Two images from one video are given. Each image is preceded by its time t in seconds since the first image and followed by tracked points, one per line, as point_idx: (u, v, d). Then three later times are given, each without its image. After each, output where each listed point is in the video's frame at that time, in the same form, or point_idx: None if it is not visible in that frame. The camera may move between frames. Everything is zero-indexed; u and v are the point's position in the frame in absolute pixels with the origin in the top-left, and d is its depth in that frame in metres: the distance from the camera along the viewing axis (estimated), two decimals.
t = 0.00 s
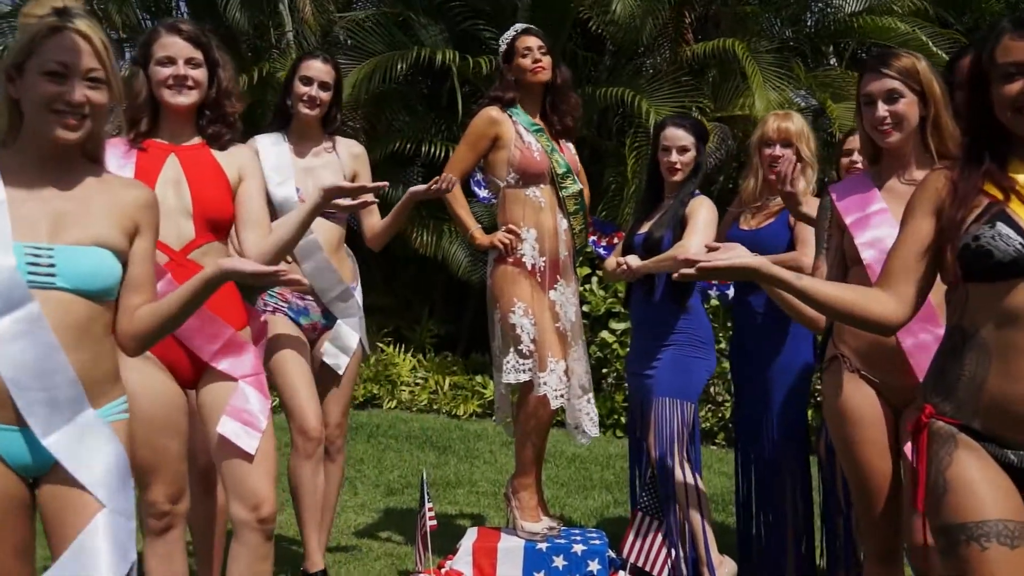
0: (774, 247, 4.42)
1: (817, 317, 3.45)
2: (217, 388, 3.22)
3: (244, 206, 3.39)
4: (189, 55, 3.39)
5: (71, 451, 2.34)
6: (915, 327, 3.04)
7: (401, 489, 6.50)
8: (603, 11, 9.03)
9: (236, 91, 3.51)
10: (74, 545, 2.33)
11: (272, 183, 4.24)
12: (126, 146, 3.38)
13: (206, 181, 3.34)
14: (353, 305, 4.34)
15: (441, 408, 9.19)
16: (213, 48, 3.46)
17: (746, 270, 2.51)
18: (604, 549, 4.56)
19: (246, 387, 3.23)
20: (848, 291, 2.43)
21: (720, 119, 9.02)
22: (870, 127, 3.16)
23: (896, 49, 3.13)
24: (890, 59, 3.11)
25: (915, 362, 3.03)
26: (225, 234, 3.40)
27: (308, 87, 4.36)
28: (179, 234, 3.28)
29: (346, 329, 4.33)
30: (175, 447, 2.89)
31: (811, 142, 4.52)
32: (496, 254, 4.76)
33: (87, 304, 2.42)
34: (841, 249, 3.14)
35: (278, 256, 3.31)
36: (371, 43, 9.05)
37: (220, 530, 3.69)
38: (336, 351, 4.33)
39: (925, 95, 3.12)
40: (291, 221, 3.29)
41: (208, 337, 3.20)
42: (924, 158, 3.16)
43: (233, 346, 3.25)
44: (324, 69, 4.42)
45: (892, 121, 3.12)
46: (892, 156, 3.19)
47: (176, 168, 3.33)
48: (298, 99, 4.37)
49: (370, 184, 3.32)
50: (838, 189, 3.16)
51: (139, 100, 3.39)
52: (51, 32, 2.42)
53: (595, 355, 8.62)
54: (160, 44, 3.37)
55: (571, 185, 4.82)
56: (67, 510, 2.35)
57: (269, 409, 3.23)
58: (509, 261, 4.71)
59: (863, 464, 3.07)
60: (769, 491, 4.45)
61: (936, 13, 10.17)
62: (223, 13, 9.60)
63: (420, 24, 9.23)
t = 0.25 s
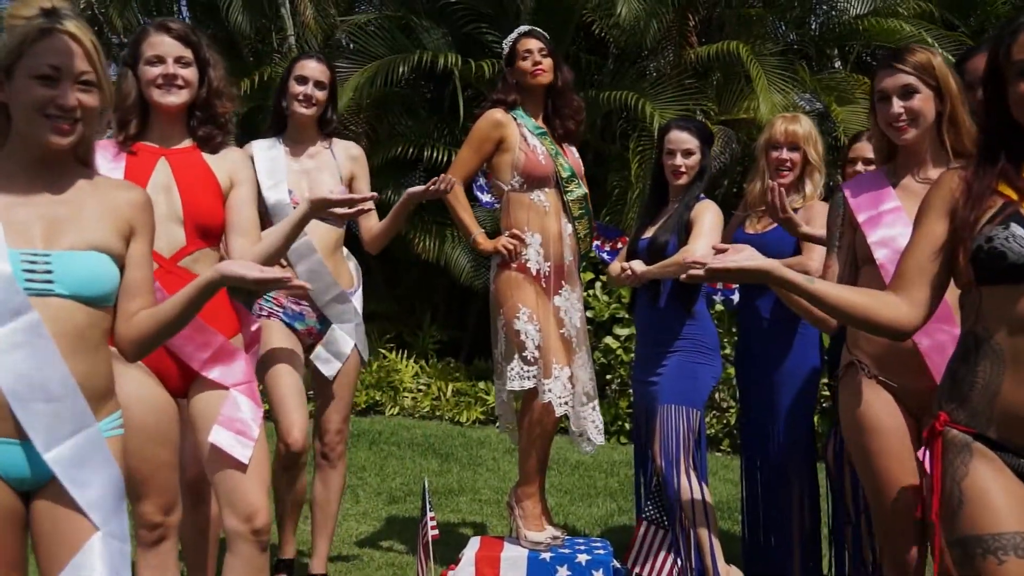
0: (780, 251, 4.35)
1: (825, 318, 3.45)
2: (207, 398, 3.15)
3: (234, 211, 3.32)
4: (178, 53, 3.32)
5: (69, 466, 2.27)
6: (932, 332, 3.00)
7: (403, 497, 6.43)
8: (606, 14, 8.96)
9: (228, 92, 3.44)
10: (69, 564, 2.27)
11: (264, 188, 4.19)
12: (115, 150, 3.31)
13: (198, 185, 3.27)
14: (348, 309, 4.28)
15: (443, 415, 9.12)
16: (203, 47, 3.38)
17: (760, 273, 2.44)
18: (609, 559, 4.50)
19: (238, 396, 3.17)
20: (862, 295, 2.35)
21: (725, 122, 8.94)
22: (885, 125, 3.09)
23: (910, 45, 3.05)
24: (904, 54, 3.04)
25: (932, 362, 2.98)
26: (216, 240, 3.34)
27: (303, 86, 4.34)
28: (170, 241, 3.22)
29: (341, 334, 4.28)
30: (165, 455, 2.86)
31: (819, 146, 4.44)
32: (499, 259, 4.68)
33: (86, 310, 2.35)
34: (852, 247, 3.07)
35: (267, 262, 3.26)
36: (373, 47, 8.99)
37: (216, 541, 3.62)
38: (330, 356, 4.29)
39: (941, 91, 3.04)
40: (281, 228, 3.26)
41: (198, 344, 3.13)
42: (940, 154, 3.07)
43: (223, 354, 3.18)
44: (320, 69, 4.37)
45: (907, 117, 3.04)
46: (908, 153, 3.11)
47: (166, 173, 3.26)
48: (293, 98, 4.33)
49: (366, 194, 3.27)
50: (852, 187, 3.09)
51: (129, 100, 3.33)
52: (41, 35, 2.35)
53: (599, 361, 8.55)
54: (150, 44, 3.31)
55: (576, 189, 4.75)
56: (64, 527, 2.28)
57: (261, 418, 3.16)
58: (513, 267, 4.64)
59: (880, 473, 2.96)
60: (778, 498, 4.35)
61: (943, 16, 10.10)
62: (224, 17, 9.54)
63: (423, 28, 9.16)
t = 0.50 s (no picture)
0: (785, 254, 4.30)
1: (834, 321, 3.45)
2: (198, 406, 3.10)
3: (225, 213, 3.27)
4: (168, 56, 3.25)
5: (59, 477, 2.22)
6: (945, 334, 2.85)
7: (403, 503, 6.38)
8: (607, 17, 8.90)
9: (218, 96, 3.40)
10: None
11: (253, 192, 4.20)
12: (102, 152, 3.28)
13: (187, 187, 3.22)
14: (337, 314, 4.26)
15: (444, 419, 9.07)
16: (194, 49, 3.32)
17: (771, 279, 2.36)
18: (611, 566, 4.44)
19: (229, 403, 3.11)
20: (875, 300, 2.32)
21: (727, 125, 8.88)
22: (899, 124, 3.00)
23: (926, 42, 2.96)
24: (921, 51, 2.93)
25: (947, 367, 2.82)
26: (207, 241, 3.30)
27: (296, 84, 4.28)
28: (158, 243, 3.19)
29: (331, 339, 4.24)
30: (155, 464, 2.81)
31: (825, 148, 4.40)
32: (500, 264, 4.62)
33: (76, 315, 2.29)
34: (866, 249, 3.01)
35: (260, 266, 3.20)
36: (374, 51, 8.87)
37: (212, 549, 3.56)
38: (320, 363, 4.23)
39: (957, 90, 2.95)
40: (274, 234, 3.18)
41: (188, 351, 3.07)
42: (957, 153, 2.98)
43: (214, 359, 3.12)
44: (313, 68, 4.32)
45: (922, 117, 2.94)
46: (922, 153, 3.03)
47: (154, 174, 3.21)
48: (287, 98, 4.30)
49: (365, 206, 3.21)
50: (865, 187, 3.02)
51: (116, 101, 3.28)
52: (26, 30, 2.30)
53: (601, 365, 8.49)
54: (138, 45, 3.23)
55: (577, 192, 4.72)
56: (54, 540, 2.23)
57: (252, 426, 3.11)
58: (514, 271, 4.58)
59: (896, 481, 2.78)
60: (782, 504, 4.30)
61: (945, 18, 10.05)
62: (223, 20, 9.49)
63: (423, 30, 9.09)
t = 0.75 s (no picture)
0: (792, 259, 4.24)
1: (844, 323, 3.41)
2: (190, 414, 3.06)
3: (221, 215, 3.24)
4: (160, 59, 3.19)
5: (48, 487, 2.17)
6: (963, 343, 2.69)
7: (406, 509, 6.32)
8: (611, 19, 8.85)
9: (211, 99, 3.35)
10: None
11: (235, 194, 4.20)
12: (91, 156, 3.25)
13: (178, 189, 3.17)
14: (322, 318, 4.18)
15: (448, 425, 9.00)
16: (187, 52, 3.27)
17: (784, 283, 2.33)
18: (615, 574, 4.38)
19: (221, 411, 3.07)
20: (890, 304, 2.28)
21: (731, 128, 8.83)
22: (916, 126, 2.86)
23: (947, 43, 2.82)
24: (940, 53, 2.79)
25: (965, 378, 2.66)
26: (200, 243, 3.24)
27: (289, 89, 4.27)
28: (146, 246, 3.13)
29: (317, 343, 4.17)
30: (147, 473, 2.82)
31: (832, 150, 4.36)
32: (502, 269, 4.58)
33: (61, 321, 2.24)
34: (881, 255, 2.93)
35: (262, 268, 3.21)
36: (377, 54, 8.83)
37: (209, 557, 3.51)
38: (308, 368, 4.18)
39: (977, 93, 2.80)
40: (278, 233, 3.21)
41: (179, 357, 3.04)
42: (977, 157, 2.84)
43: (207, 366, 3.09)
44: (305, 74, 4.31)
45: (940, 119, 2.81)
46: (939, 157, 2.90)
47: (143, 175, 3.16)
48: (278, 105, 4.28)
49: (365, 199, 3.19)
50: (881, 190, 2.90)
51: (108, 104, 3.23)
52: (11, 27, 2.25)
53: (605, 370, 8.43)
54: (131, 48, 3.18)
55: (581, 195, 4.66)
56: (42, 552, 2.17)
57: (245, 433, 3.07)
58: (518, 275, 4.53)
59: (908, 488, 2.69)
60: (789, 512, 4.25)
61: (952, 20, 9.99)
62: (225, 24, 9.46)
63: (425, 33, 9.04)
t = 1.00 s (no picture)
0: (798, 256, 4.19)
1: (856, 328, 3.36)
2: (184, 414, 3.01)
3: (213, 215, 3.20)
4: (152, 55, 3.13)
5: (33, 492, 2.13)
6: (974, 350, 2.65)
7: (405, 511, 6.27)
8: (612, 17, 8.79)
9: (203, 96, 3.29)
10: None
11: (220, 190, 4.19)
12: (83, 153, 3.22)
13: (171, 187, 3.14)
14: (306, 319, 4.12)
15: (448, 425, 8.96)
16: (179, 48, 3.21)
17: (794, 285, 2.32)
18: None
19: (215, 413, 3.03)
20: (902, 305, 2.31)
21: (733, 127, 8.77)
22: (928, 125, 2.75)
23: (964, 42, 2.70)
24: (954, 51, 2.68)
25: (980, 383, 2.62)
26: (190, 244, 3.21)
27: (279, 94, 4.27)
28: (134, 245, 3.09)
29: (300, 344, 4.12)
30: (142, 477, 2.82)
31: (834, 145, 4.30)
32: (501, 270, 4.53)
33: (48, 322, 2.20)
34: (892, 257, 2.86)
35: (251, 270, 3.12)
36: (377, 53, 8.75)
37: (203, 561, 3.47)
38: (292, 369, 4.12)
39: (993, 95, 2.68)
40: (267, 237, 3.11)
41: (172, 357, 2.99)
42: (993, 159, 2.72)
43: (201, 366, 3.04)
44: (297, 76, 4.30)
45: (952, 119, 2.69)
46: (951, 157, 2.79)
47: (133, 174, 3.14)
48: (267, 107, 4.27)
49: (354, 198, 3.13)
50: (892, 193, 2.82)
51: (99, 101, 3.19)
52: None
53: (606, 370, 8.38)
54: (122, 43, 3.12)
55: (581, 193, 4.64)
56: (28, 561, 2.14)
57: (240, 436, 3.02)
58: (518, 275, 4.48)
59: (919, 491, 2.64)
60: (793, 516, 4.21)
61: (956, 19, 9.92)
62: (224, 22, 9.40)
63: (426, 32, 8.97)
